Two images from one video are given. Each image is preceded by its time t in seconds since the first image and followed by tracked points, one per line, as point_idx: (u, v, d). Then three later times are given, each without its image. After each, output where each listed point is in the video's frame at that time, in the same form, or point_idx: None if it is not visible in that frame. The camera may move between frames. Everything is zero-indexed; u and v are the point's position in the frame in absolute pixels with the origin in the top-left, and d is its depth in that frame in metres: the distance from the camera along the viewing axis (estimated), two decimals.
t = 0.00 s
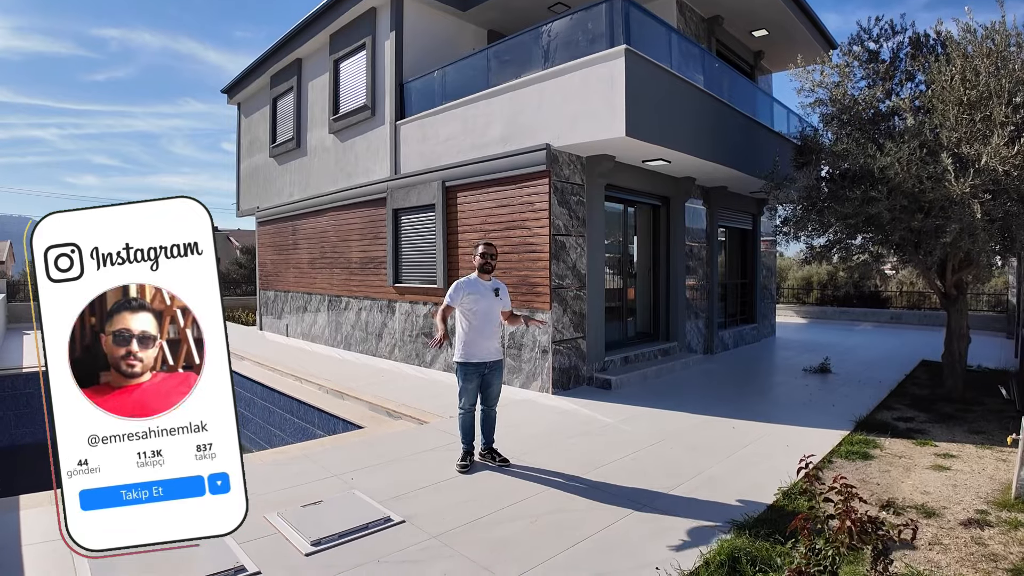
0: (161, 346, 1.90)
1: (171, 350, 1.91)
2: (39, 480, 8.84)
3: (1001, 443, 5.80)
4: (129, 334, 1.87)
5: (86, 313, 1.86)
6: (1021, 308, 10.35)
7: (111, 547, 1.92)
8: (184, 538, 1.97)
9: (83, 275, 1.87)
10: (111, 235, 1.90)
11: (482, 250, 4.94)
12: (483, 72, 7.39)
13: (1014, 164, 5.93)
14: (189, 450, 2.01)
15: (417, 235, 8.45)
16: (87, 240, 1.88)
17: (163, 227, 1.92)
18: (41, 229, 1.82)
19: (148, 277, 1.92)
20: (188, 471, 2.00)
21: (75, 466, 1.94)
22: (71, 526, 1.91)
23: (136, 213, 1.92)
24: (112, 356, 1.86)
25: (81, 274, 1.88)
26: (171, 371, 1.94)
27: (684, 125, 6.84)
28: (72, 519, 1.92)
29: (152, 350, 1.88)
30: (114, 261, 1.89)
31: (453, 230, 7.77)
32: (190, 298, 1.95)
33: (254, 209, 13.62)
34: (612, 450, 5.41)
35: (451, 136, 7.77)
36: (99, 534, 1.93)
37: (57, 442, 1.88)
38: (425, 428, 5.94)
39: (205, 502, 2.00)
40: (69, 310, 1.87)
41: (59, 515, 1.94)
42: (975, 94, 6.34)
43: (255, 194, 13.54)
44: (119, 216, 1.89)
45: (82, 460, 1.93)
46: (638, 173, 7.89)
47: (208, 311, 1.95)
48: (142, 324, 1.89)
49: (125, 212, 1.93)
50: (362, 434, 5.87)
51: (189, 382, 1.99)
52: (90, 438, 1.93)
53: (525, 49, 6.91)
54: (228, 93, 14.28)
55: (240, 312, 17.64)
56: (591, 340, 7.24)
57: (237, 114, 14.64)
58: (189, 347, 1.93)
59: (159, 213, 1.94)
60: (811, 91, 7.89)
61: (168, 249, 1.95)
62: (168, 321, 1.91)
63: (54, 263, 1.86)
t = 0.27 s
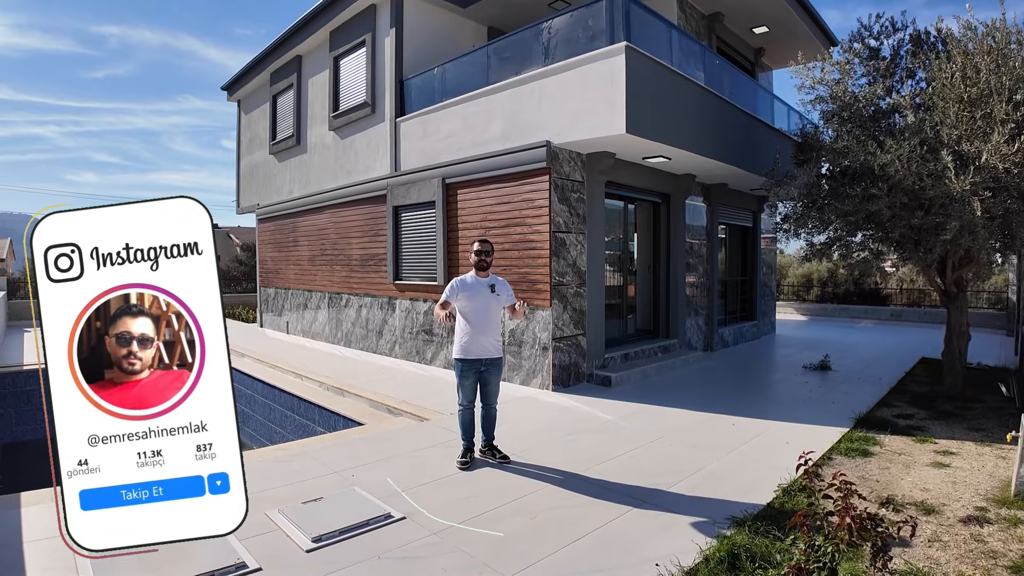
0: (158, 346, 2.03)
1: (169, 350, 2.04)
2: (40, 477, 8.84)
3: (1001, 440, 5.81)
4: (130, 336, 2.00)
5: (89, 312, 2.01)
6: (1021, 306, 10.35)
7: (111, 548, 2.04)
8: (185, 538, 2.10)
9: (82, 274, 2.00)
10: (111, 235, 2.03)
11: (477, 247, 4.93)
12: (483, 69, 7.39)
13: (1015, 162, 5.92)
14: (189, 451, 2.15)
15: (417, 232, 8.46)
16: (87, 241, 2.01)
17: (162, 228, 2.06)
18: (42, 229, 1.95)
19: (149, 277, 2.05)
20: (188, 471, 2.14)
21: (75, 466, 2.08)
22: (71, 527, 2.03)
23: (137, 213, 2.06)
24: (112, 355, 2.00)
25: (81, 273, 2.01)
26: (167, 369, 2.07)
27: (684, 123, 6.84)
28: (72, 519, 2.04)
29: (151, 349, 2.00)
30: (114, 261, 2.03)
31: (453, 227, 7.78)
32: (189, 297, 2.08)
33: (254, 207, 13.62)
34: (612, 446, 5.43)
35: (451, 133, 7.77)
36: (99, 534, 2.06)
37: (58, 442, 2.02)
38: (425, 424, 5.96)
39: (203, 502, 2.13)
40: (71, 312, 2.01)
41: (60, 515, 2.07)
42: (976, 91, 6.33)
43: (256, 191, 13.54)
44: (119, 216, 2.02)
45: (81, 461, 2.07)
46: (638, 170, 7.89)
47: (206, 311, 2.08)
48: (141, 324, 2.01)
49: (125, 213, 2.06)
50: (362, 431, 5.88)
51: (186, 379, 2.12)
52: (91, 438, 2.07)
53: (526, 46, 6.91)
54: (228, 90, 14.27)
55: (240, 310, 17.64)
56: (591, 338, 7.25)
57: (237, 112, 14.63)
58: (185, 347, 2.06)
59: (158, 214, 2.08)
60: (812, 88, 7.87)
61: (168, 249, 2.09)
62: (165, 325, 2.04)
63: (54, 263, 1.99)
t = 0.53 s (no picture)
0: (159, 346, 2.08)
1: (169, 349, 2.10)
2: (41, 474, 8.85)
3: (1001, 439, 5.81)
4: (130, 336, 2.04)
5: (87, 312, 2.04)
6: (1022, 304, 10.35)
7: (111, 547, 2.06)
8: (185, 538, 2.12)
9: (83, 274, 2.04)
10: (111, 235, 2.07)
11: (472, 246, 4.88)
12: (484, 67, 7.38)
13: (1015, 159, 5.92)
14: (189, 451, 2.19)
15: (417, 230, 8.46)
16: (87, 241, 2.05)
17: (163, 228, 2.11)
18: (42, 230, 1.97)
19: (149, 278, 2.10)
20: (189, 471, 2.17)
21: (75, 466, 2.10)
22: (71, 527, 2.05)
23: (137, 214, 2.10)
24: (111, 355, 2.04)
25: (80, 274, 2.04)
26: (168, 370, 2.12)
27: (685, 120, 6.84)
28: (72, 519, 2.06)
29: (151, 348, 2.06)
30: (114, 261, 2.06)
31: (453, 224, 7.78)
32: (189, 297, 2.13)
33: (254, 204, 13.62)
34: (612, 444, 5.44)
35: (451, 131, 7.77)
36: (99, 534, 2.08)
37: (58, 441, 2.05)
38: (425, 422, 5.97)
39: (203, 502, 2.16)
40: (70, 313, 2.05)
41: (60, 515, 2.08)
42: (977, 89, 6.32)
43: (256, 189, 13.54)
44: (120, 216, 2.07)
45: (81, 460, 2.10)
46: (639, 168, 7.89)
47: (206, 311, 2.14)
48: (141, 323, 2.06)
49: (125, 214, 2.10)
50: (363, 428, 5.89)
51: (186, 380, 2.17)
52: (90, 438, 2.11)
53: (526, 44, 6.91)
54: (228, 88, 14.26)
55: (241, 307, 17.66)
56: (591, 335, 7.25)
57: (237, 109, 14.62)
58: (185, 347, 2.12)
59: (159, 215, 2.12)
60: (812, 86, 7.87)
61: (168, 249, 2.14)
62: (166, 323, 2.10)
63: (54, 263, 2.03)
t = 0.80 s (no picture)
0: (159, 346, 2.08)
1: (170, 349, 2.10)
2: (43, 472, 8.86)
3: (1001, 437, 5.81)
4: (130, 336, 2.04)
5: (87, 313, 2.04)
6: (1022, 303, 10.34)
7: (110, 547, 2.05)
8: (185, 538, 2.12)
9: (83, 274, 2.03)
10: (112, 235, 2.07)
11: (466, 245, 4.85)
12: (484, 64, 7.37)
13: (1015, 157, 5.91)
14: (189, 452, 2.19)
15: (417, 228, 8.46)
16: (86, 240, 2.05)
17: (162, 229, 2.11)
18: (42, 231, 1.98)
19: (148, 278, 2.10)
20: (189, 470, 2.18)
21: (75, 466, 2.10)
22: (72, 528, 2.05)
23: (137, 214, 2.10)
24: (111, 355, 2.04)
25: (80, 274, 2.04)
26: (168, 369, 2.12)
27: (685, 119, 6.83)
28: (72, 519, 2.05)
29: (151, 348, 2.05)
30: (113, 261, 2.06)
31: (453, 223, 7.78)
32: (189, 297, 2.13)
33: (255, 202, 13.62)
34: (612, 442, 5.44)
35: (451, 129, 7.77)
36: (99, 534, 2.07)
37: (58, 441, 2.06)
38: (426, 420, 5.98)
39: (203, 502, 2.17)
40: (69, 313, 2.04)
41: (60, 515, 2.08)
42: (977, 87, 6.31)
43: (256, 187, 13.54)
44: (120, 216, 2.07)
45: (81, 461, 2.10)
46: (639, 166, 7.88)
47: (206, 311, 2.15)
48: (141, 323, 2.06)
49: (125, 214, 2.10)
50: (363, 426, 5.89)
51: (186, 380, 2.17)
52: (90, 438, 2.11)
53: (526, 42, 6.90)
54: (228, 86, 14.26)
55: (241, 305, 17.67)
56: (591, 333, 7.25)
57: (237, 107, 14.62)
58: (184, 347, 2.12)
59: (159, 215, 2.12)
60: (813, 84, 7.86)
61: (168, 249, 2.14)
62: (166, 323, 2.10)
63: (54, 263, 2.03)
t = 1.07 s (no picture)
0: (159, 346, 2.08)
1: (169, 349, 2.11)
2: (43, 471, 8.87)
3: (1001, 436, 5.81)
4: (130, 336, 2.05)
5: (87, 313, 2.04)
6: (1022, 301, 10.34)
7: (111, 547, 2.05)
8: (185, 538, 2.12)
9: (83, 274, 2.03)
10: (112, 235, 2.07)
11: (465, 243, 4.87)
12: (484, 63, 7.37)
13: (1015, 156, 5.91)
14: (189, 452, 2.19)
15: (417, 226, 8.46)
16: (86, 240, 2.05)
17: (162, 228, 2.11)
18: (42, 231, 1.98)
19: (148, 278, 2.10)
20: (189, 470, 2.18)
21: (75, 466, 2.10)
22: (72, 528, 2.04)
23: (137, 214, 2.10)
24: (111, 355, 2.04)
25: (80, 274, 2.04)
26: (168, 369, 2.13)
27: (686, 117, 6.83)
28: (72, 519, 2.05)
29: (151, 348, 2.06)
30: (114, 261, 2.06)
31: (453, 221, 7.77)
32: (188, 297, 2.14)
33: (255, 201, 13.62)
34: (612, 441, 5.45)
35: (451, 127, 7.77)
36: (99, 534, 2.07)
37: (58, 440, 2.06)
38: (426, 419, 5.98)
39: (204, 502, 2.17)
40: (69, 313, 2.04)
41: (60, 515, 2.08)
42: (978, 86, 6.31)
43: (256, 185, 13.54)
44: (120, 215, 2.07)
45: (81, 460, 2.10)
46: (639, 165, 7.88)
47: (206, 311, 2.15)
48: (141, 324, 2.07)
49: (125, 214, 2.10)
50: (363, 425, 5.90)
51: (186, 380, 2.17)
52: (90, 437, 2.11)
53: (526, 40, 6.90)
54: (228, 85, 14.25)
55: (241, 304, 17.69)
56: (591, 332, 7.25)
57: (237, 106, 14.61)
58: (184, 347, 2.12)
59: (159, 214, 2.12)
60: (813, 83, 7.85)
61: (168, 249, 2.14)
62: (166, 323, 2.10)
63: (54, 263, 2.03)
